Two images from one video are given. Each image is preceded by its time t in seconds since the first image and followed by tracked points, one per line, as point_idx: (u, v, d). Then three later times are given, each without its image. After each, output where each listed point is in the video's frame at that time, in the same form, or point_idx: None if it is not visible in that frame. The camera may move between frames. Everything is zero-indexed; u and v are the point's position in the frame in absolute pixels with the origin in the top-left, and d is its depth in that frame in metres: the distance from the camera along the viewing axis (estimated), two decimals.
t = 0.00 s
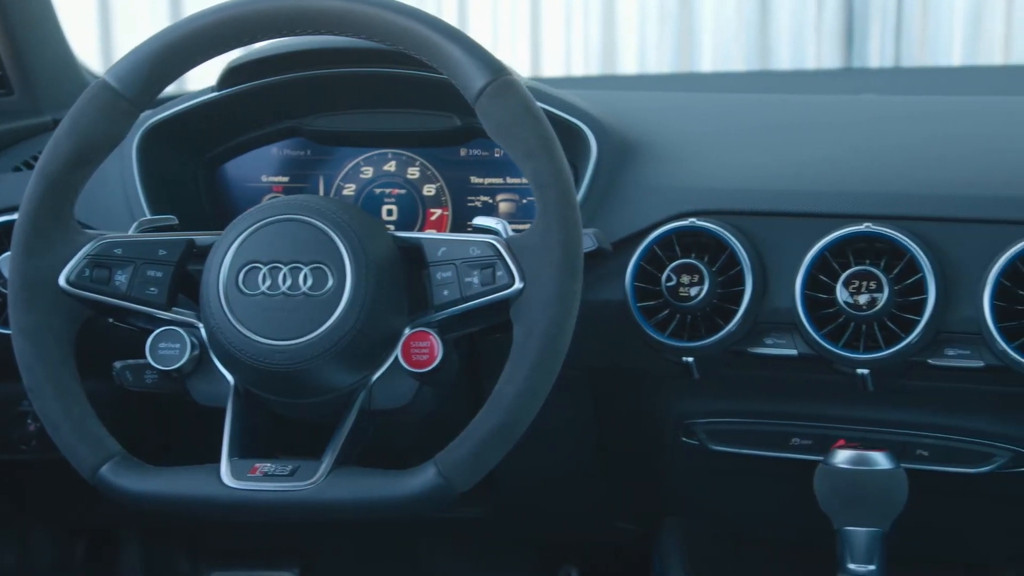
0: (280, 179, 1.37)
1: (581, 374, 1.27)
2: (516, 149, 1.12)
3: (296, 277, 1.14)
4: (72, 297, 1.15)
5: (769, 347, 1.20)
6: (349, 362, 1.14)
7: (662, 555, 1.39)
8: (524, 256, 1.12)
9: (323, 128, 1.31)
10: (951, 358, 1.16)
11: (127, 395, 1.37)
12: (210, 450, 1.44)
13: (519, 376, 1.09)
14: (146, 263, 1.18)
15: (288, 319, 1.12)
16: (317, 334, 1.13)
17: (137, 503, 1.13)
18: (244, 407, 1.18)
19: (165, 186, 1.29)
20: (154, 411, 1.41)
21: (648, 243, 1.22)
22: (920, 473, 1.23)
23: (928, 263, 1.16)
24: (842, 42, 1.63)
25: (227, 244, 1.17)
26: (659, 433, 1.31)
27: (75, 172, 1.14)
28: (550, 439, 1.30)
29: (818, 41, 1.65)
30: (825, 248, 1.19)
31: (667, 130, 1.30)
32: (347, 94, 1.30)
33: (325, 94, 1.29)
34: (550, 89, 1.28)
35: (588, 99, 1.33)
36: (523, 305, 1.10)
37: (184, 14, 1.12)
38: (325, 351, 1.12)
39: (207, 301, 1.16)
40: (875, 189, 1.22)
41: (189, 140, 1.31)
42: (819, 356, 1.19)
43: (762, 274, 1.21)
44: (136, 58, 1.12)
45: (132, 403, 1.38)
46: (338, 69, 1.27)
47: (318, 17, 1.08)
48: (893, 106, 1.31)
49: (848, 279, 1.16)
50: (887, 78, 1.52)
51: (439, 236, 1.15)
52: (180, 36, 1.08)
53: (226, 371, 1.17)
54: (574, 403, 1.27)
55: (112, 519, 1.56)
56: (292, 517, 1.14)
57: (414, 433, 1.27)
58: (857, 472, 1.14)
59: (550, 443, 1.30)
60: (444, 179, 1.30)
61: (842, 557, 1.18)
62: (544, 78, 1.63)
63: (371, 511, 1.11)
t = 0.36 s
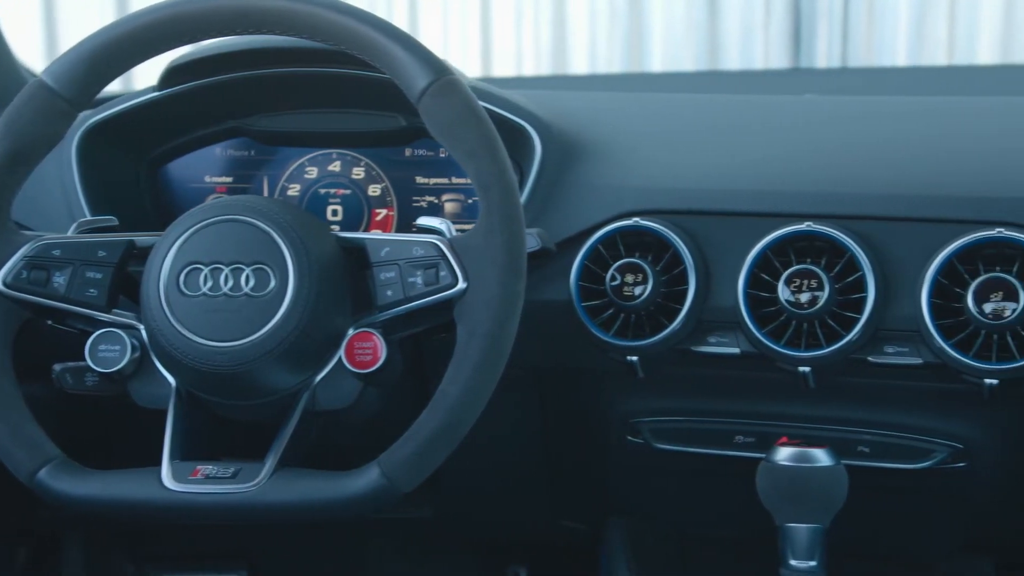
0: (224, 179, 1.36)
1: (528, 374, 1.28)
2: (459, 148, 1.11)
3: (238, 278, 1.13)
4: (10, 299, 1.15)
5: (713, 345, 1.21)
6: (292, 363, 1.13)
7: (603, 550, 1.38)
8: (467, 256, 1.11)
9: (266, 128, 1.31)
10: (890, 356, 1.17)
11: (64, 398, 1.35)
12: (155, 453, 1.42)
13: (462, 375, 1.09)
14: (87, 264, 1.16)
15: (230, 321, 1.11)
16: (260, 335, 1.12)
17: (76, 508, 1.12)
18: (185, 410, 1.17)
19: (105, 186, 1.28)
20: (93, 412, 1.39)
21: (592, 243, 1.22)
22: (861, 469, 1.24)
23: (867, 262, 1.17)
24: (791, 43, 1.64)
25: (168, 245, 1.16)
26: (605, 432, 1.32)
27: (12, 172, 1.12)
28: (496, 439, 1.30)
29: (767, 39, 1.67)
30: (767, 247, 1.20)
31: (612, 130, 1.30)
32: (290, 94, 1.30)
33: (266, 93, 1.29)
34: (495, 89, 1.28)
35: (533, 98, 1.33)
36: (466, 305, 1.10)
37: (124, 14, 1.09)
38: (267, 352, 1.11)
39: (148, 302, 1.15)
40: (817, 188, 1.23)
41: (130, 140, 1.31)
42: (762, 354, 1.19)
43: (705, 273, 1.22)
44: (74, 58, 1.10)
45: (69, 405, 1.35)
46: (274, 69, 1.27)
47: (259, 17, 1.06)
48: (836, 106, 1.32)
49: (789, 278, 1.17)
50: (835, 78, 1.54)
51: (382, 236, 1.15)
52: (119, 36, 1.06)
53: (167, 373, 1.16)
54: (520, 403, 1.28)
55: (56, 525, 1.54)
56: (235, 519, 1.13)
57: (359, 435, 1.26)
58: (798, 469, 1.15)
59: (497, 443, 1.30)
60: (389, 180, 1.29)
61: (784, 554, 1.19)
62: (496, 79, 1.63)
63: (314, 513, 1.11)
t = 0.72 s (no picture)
0: (172, 179, 1.35)
1: (478, 373, 1.28)
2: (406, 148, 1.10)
3: (185, 279, 1.12)
4: None
5: (662, 344, 1.22)
6: (239, 364, 1.12)
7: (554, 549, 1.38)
8: (416, 255, 1.10)
9: (213, 128, 1.30)
10: (836, 354, 1.18)
11: (6, 400, 1.33)
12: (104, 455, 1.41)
13: (410, 375, 1.08)
14: (30, 265, 1.16)
15: (176, 322, 1.10)
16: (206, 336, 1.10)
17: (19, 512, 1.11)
18: (131, 412, 1.16)
19: (50, 187, 1.27)
20: (35, 412, 1.36)
21: (542, 242, 1.23)
22: (809, 467, 1.24)
23: (814, 260, 1.18)
24: (744, 43, 1.66)
25: (115, 246, 1.15)
26: (556, 431, 1.32)
27: None
28: (446, 438, 1.30)
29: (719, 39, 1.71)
30: (715, 245, 1.20)
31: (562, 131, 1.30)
32: (237, 94, 1.29)
33: (214, 93, 1.29)
34: (444, 89, 1.28)
35: (483, 97, 1.33)
36: (415, 305, 1.09)
37: (66, 12, 1.08)
38: (214, 354, 1.10)
39: (93, 304, 1.14)
40: (765, 187, 1.24)
41: (76, 141, 1.30)
42: (710, 353, 1.20)
43: (654, 272, 1.22)
44: (16, 56, 1.08)
45: (14, 408, 1.34)
46: (217, 69, 1.26)
47: (204, 16, 1.04)
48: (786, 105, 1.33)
49: (737, 276, 1.17)
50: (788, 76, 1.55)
51: (330, 235, 1.14)
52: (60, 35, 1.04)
53: (113, 374, 1.15)
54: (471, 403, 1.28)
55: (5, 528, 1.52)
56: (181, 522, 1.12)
57: (308, 436, 1.26)
58: (745, 466, 1.15)
59: (447, 442, 1.30)
60: (339, 180, 1.29)
61: (732, 551, 1.20)
62: (451, 78, 1.64)
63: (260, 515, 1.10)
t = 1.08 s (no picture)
0: (120, 180, 1.34)
1: (430, 373, 1.28)
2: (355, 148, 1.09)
3: (130, 280, 1.10)
4: None
5: (611, 344, 1.22)
6: (186, 366, 1.10)
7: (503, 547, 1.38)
8: (365, 255, 1.09)
9: (160, 128, 1.30)
10: (783, 352, 1.19)
11: None
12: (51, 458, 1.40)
13: (358, 374, 1.06)
14: None
15: (121, 323, 1.08)
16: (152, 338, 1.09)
17: None
18: (76, 413, 1.15)
19: None
20: None
21: (492, 242, 1.23)
22: (757, 464, 1.25)
23: (761, 259, 1.19)
24: (698, 44, 1.67)
25: (59, 246, 1.13)
26: (507, 431, 1.32)
27: None
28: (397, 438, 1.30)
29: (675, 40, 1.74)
30: (664, 245, 1.21)
31: (513, 130, 1.30)
32: (184, 92, 1.29)
33: (160, 93, 1.28)
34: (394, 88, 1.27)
35: (434, 97, 1.33)
36: (363, 305, 1.08)
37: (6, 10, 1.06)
38: (160, 355, 1.08)
39: (36, 305, 1.12)
40: (714, 187, 1.24)
41: (21, 142, 1.28)
42: (659, 351, 1.21)
43: (604, 272, 1.23)
44: None
45: None
46: (160, 69, 1.26)
47: (148, 14, 1.03)
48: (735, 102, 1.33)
49: (686, 276, 1.18)
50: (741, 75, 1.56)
51: (277, 235, 1.13)
52: None
53: (58, 376, 1.13)
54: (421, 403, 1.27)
55: None
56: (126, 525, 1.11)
57: (258, 437, 1.25)
58: (693, 464, 1.16)
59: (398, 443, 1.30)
60: (289, 180, 1.29)
61: (680, 549, 1.20)
62: (407, 78, 1.64)
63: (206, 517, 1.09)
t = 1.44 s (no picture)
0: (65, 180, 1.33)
1: (380, 373, 1.28)
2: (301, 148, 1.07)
3: (73, 281, 1.09)
4: None
5: (560, 343, 1.22)
6: (131, 367, 1.09)
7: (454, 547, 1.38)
8: (311, 255, 1.07)
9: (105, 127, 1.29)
10: (729, 350, 1.20)
11: None
12: None
13: (306, 376, 1.03)
14: None
15: (64, 325, 1.07)
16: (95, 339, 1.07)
17: None
18: (19, 417, 1.14)
19: None
20: None
21: (441, 241, 1.23)
22: (705, 461, 1.25)
23: (708, 258, 1.20)
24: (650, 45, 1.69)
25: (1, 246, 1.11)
26: (457, 431, 1.32)
27: None
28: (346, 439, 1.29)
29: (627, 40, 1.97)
30: (611, 244, 1.21)
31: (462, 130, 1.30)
32: (129, 92, 1.28)
33: (105, 92, 1.27)
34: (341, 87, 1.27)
35: (383, 96, 1.33)
36: (309, 305, 1.05)
37: None
38: (103, 357, 1.06)
39: None
40: (661, 186, 1.24)
41: None
42: (607, 350, 1.21)
43: (552, 271, 1.23)
44: None
45: None
46: (100, 68, 1.26)
47: (88, 13, 1.01)
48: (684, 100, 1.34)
49: (633, 275, 1.18)
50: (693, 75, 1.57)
51: (221, 235, 1.11)
52: None
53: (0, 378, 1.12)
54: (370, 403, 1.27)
55: None
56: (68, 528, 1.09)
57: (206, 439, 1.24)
58: (640, 462, 1.16)
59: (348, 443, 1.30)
60: (237, 180, 1.28)
61: (629, 547, 1.21)
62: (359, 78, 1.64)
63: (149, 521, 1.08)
